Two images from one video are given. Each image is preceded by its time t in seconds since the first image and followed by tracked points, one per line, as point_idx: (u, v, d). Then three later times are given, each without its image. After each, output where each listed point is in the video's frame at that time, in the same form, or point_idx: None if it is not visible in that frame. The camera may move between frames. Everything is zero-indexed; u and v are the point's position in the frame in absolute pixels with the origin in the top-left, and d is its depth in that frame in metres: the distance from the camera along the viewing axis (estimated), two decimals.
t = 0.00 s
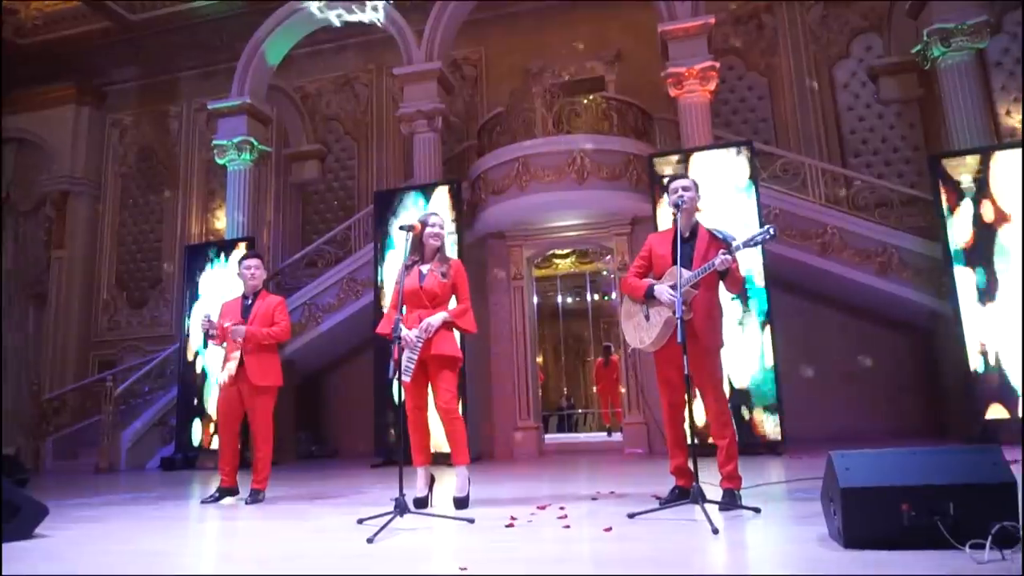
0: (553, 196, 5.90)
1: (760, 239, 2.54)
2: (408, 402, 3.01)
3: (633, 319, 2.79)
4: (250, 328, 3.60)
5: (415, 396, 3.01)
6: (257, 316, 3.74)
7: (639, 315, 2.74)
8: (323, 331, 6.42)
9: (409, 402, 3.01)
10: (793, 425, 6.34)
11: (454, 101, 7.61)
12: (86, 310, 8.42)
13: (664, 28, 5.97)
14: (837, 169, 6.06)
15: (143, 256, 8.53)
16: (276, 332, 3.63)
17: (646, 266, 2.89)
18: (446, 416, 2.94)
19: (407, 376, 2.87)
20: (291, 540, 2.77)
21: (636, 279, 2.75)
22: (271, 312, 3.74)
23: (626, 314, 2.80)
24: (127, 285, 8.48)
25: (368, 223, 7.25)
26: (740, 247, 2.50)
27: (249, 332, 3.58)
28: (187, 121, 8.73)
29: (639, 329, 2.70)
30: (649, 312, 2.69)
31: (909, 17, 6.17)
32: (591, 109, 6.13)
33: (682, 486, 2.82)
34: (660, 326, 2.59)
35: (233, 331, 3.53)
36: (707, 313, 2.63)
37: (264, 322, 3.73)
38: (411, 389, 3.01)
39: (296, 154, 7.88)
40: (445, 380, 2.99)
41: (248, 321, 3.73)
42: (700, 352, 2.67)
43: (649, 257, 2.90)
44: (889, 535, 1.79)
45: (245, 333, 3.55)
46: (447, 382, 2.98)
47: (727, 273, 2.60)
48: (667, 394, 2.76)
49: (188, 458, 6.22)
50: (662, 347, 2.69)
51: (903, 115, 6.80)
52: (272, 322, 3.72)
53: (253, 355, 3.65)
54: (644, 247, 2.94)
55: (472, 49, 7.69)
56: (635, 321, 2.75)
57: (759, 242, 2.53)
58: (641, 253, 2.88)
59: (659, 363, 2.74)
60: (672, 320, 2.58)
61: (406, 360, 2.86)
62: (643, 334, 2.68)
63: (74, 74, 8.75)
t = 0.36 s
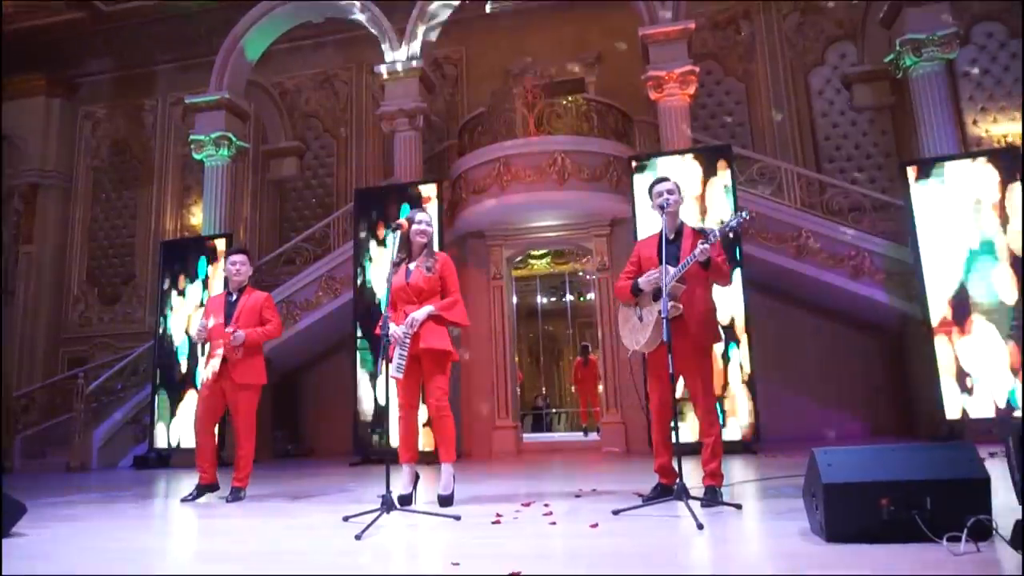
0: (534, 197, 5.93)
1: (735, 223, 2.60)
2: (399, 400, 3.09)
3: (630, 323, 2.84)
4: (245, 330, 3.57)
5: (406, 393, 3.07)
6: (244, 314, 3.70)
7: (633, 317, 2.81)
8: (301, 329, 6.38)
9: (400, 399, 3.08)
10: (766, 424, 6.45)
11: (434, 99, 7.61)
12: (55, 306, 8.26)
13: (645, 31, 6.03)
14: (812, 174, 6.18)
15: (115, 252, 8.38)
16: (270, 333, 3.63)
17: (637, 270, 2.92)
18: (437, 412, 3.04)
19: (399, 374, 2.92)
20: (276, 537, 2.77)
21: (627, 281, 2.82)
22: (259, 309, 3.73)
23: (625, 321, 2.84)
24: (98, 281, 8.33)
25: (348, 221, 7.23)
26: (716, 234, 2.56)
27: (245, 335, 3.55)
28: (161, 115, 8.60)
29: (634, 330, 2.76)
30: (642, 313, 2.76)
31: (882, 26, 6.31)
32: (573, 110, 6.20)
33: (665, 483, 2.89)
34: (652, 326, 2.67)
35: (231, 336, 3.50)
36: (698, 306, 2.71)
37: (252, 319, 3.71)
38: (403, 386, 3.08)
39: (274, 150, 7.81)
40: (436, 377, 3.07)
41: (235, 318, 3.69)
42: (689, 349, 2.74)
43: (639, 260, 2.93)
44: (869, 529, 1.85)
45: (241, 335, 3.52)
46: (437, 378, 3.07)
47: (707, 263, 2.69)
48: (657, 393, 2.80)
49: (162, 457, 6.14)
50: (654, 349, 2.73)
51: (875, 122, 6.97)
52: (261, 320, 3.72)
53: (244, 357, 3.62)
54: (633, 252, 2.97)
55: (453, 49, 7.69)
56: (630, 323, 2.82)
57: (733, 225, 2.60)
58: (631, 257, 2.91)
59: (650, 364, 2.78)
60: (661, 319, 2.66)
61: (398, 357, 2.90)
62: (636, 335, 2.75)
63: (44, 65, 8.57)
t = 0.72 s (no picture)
0: (514, 193, 5.91)
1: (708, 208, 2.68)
2: (390, 393, 3.08)
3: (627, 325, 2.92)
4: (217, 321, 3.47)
5: (399, 388, 3.08)
6: (221, 307, 3.62)
7: (627, 316, 2.89)
8: (274, 324, 6.27)
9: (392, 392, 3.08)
10: (740, 422, 6.53)
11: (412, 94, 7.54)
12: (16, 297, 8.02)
13: (625, 30, 6.04)
14: (787, 175, 6.27)
15: (80, 242, 8.15)
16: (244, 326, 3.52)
17: (632, 271, 3.01)
18: (429, 407, 3.06)
19: (402, 367, 2.96)
20: (259, 534, 2.72)
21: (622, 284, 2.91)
22: (236, 302, 3.64)
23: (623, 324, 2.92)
24: (63, 272, 8.11)
25: (324, 215, 7.15)
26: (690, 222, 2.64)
27: (217, 326, 3.46)
28: (130, 104, 8.39)
29: (629, 329, 2.83)
30: (636, 312, 2.82)
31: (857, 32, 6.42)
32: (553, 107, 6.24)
33: (650, 479, 2.91)
34: (642, 323, 2.76)
35: (202, 326, 3.42)
36: (686, 298, 2.78)
37: (229, 313, 3.62)
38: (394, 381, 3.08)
39: (248, 142, 7.67)
40: (432, 370, 3.12)
41: (212, 311, 3.60)
42: (681, 344, 2.81)
43: (633, 263, 3.02)
44: (859, 522, 1.87)
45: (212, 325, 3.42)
46: (433, 371, 3.12)
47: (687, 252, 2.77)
48: (647, 392, 2.87)
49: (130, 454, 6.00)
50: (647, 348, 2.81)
51: (848, 126, 7.09)
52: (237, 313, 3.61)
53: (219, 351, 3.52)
54: (629, 255, 3.06)
55: (432, 43, 7.63)
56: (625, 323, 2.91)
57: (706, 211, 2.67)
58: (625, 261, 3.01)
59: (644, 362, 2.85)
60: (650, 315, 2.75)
61: (399, 352, 2.95)
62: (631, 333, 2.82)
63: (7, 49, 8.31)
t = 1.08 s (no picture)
0: (495, 192, 5.88)
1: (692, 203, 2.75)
2: (371, 394, 3.02)
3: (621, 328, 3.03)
4: (187, 316, 3.39)
5: (388, 386, 3.04)
6: (191, 303, 3.51)
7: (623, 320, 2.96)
8: (249, 321, 6.15)
9: (374, 393, 3.03)
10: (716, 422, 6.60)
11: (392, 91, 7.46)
12: None
13: (608, 32, 6.06)
14: (765, 178, 6.35)
15: (45, 235, 7.92)
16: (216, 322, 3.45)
17: (626, 276, 3.04)
18: (418, 406, 3.02)
19: (397, 365, 2.96)
20: (245, 536, 2.65)
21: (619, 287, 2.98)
22: (207, 299, 3.54)
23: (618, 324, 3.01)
24: (27, 266, 7.87)
25: (301, 212, 7.05)
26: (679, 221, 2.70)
27: (186, 321, 3.37)
28: (100, 94, 8.18)
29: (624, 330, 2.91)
30: (629, 314, 2.92)
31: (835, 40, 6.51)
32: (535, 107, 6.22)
33: (639, 481, 2.92)
34: (637, 324, 2.84)
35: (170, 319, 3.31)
36: (679, 300, 2.79)
37: (200, 310, 3.53)
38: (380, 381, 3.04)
39: (222, 136, 7.52)
40: (423, 369, 3.08)
41: (182, 307, 3.49)
42: (675, 345, 2.86)
43: (627, 267, 3.05)
44: (857, 523, 1.89)
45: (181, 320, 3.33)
46: (425, 371, 3.08)
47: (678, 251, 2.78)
48: (640, 395, 2.94)
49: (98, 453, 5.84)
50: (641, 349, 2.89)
51: (824, 132, 7.21)
52: (208, 310, 3.52)
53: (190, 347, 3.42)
54: (621, 261, 3.07)
55: (413, 40, 7.56)
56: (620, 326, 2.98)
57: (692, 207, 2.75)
58: (619, 266, 3.03)
59: (638, 364, 2.94)
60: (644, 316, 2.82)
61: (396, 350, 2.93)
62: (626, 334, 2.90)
63: None
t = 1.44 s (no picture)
0: (472, 191, 5.84)
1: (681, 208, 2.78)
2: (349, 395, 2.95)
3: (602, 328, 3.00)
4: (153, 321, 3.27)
5: (360, 384, 2.98)
6: (149, 301, 3.40)
7: (603, 319, 2.95)
8: (218, 320, 6.01)
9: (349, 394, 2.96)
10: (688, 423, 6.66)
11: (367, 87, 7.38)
12: None
13: (587, 33, 6.07)
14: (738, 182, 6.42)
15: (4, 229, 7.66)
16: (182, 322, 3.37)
17: (608, 275, 3.04)
18: (392, 406, 2.96)
19: (367, 364, 2.84)
20: (222, 540, 2.58)
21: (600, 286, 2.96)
22: (166, 296, 3.44)
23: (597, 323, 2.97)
24: None
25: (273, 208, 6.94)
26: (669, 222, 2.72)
27: (155, 325, 3.27)
28: (63, 84, 7.94)
29: (605, 329, 2.88)
30: (610, 313, 2.88)
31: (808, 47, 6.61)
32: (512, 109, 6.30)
33: (621, 483, 2.92)
34: (619, 323, 2.82)
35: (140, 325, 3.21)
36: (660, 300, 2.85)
37: (160, 307, 3.42)
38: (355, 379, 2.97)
39: (191, 130, 7.35)
40: (393, 370, 3.01)
41: (140, 305, 3.37)
42: (659, 345, 2.86)
43: (609, 266, 3.05)
44: (844, 524, 1.91)
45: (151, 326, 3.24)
46: (397, 372, 3.01)
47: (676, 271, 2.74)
48: (624, 397, 2.94)
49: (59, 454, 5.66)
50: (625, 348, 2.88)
51: (796, 138, 7.34)
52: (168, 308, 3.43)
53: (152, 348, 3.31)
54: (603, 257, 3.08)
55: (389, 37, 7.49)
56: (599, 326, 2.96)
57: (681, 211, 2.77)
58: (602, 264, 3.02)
59: (622, 365, 2.93)
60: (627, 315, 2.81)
61: (369, 348, 2.82)
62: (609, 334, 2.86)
63: None
